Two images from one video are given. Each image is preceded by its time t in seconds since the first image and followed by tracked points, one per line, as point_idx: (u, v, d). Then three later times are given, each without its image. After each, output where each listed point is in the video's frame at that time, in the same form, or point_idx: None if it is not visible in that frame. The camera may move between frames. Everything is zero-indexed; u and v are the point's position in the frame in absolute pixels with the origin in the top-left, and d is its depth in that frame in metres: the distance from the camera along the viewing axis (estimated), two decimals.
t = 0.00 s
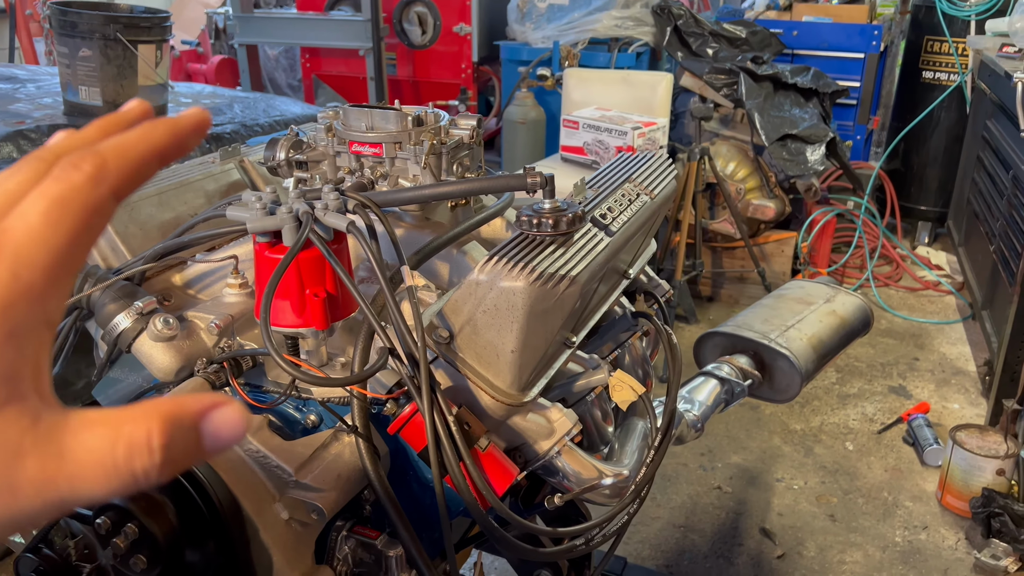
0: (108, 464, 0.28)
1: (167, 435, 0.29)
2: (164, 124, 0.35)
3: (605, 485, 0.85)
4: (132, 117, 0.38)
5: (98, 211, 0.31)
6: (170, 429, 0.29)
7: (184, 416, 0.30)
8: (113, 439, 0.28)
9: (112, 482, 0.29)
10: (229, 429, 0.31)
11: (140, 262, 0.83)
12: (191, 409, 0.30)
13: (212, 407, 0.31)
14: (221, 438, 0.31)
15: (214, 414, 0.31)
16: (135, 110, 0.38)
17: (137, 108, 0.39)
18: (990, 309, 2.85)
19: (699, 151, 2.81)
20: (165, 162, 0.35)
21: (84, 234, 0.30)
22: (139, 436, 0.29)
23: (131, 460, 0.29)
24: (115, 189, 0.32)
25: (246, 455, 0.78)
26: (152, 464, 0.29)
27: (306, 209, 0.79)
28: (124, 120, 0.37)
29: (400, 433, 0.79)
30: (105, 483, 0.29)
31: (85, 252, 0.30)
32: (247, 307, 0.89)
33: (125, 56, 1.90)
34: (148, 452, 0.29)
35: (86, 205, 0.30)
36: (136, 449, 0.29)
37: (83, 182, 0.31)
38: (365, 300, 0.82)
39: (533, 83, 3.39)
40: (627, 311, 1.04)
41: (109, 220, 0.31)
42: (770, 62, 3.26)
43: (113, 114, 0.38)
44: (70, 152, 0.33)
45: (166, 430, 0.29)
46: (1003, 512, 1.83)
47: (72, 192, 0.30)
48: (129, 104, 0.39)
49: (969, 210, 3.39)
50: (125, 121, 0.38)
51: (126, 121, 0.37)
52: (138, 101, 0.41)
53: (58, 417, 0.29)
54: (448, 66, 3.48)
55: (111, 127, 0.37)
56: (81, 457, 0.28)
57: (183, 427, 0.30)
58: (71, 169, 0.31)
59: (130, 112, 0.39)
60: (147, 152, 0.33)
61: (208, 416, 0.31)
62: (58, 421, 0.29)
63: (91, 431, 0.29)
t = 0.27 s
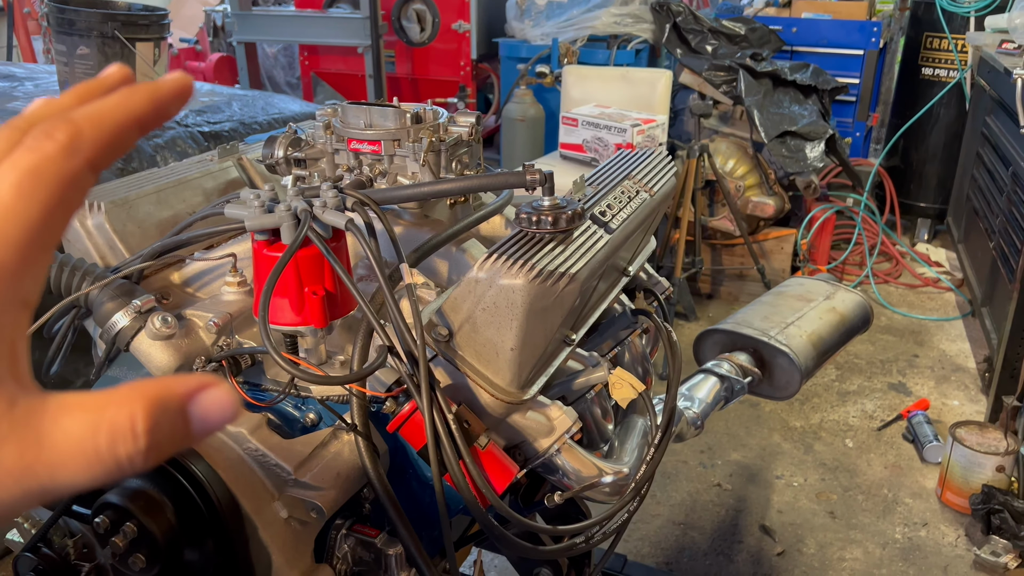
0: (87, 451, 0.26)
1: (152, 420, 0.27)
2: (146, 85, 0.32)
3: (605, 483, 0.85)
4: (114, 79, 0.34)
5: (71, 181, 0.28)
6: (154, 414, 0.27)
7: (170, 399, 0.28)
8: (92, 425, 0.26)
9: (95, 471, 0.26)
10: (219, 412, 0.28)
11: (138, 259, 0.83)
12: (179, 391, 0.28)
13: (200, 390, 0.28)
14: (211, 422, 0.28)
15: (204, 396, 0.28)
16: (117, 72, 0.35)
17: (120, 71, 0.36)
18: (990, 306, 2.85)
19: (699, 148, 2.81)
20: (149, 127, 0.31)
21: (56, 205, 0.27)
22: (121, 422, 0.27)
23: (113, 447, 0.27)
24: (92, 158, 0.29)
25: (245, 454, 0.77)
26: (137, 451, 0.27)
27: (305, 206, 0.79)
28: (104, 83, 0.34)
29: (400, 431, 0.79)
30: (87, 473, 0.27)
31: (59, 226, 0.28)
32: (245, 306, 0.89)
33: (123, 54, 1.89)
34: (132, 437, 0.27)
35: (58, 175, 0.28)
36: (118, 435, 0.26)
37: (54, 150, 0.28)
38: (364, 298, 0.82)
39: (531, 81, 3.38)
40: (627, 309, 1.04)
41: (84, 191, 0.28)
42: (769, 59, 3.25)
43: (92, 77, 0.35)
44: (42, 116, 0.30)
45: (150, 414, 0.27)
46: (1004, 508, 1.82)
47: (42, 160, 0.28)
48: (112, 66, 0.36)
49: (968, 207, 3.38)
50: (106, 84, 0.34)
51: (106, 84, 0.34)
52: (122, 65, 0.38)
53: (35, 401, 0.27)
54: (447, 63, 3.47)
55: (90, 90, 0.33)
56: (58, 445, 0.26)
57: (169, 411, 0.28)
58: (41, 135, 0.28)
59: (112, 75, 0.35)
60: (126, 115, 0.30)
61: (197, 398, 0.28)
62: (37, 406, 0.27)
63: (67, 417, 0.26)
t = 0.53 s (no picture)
0: (103, 459, 0.26)
1: (167, 426, 0.27)
2: (158, 77, 0.34)
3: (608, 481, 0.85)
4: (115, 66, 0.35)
5: (85, 172, 0.29)
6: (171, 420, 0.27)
7: (186, 404, 0.27)
8: (107, 433, 0.26)
9: (111, 479, 0.26)
10: (237, 416, 0.28)
11: (142, 258, 0.83)
12: (195, 396, 0.28)
13: (215, 394, 0.28)
14: (228, 425, 0.28)
15: (220, 401, 0.28)
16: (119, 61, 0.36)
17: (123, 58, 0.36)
18: (991, 303, 2.85)
19: (699, 146, 2.81)
20: (157, 115, 0.33)
21: (70, 199, 0.28)
22: (137, 429, 0.26)
23: (129, 455, 0.26)
24: (104, 147, 0.30)
25: (249, 452, 0.78)
26: (153, 458, 0.27)
27: (308, 205, 0.79)
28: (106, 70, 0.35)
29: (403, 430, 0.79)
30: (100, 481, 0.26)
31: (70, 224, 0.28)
32: (248, 304, 0.89)
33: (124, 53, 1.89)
34: (147, 445, 0.26)
35: (73, 165, 0.29)
36: (134, 442, 0.26)
37: (69, 140, 0.29)
38: (367, 296, 0.82)
39: (532, 79, 3.36)
40: (630, 308, 1.04)
41: (98, 182, 0.29)
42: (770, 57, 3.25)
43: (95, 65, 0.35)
44: (53, 103, 0.31)
45: (167, 420, 0.27)
46: (1005, 506, 1.83)
47: (56, 150, 0.28)
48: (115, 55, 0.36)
49: (969, 204, 3.38)
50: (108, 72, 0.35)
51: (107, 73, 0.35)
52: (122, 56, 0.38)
53: (46, 408, 0.27)
54: (447, 62, 3.48)
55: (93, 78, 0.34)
56: (71, 453, 0.26)
57: (186, 415, 0.27)
58: (53, 125, 0.29)
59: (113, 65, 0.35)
60: (139, 106, 0.32)
61: (214, 401, 0.28)
62: (48, 413, 0.27)
63: (81, 423, 0.26)
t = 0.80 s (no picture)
0: (64, 507, 0.25)
1: (131, 472, 0.26)
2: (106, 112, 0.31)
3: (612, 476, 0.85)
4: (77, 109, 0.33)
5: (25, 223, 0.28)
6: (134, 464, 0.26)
7: (152, 448, 0.26)
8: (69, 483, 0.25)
9: (78, 527, 0.26)
10: (204, 457, 0.27)
11: (146, 254, 0.83)
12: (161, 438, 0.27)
13: (184, 435, 0.27)
14: (198, 467, 0.27)
15: (190, 440, 0.27)
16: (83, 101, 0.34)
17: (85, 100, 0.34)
18: (993, 299, 2.85)
19: (700, 143, 2.81)
20: (115, 152, 0.30)
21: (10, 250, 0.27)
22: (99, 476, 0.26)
23: (94, 503, 0.26)
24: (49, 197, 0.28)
25: (254, 447, 0.78)
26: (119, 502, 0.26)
27: (312, 201, 0.79)
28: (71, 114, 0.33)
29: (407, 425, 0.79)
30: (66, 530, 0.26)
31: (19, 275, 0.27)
32: (252, 300, 0.89)
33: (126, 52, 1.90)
34: (113, 490, 0.26)
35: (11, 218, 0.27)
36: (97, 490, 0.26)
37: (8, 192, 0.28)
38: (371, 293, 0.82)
39: (533, 76, 3.37)
40: (632, 302, 1.05)
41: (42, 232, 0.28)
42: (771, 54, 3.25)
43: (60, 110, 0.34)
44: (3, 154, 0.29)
45: (132, 465, 0.26)
46: (1007, 502, 1.84)
47: None
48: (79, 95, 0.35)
49: (971, 201, 3.38)
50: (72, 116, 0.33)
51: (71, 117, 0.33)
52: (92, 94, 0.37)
53: (11, 461, 0.26)
54: (448, 60, 3.48)
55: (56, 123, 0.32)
56: (34, 507, 0.26)
57: (152, 459, 0.26)
58: None
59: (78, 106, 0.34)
60: (86, 145, 0.29)
61: (181, 443, 0.27)
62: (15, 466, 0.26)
63: (43, 476, 0.26)
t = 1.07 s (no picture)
0: (73, 539, 0.26)
1: (135, 503, 0.27)
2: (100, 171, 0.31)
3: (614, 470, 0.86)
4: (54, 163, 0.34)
5: (33, 273, 0.28)
6: (140, 496, 0.27)
7: (153, 480, 0.28)
8: (77, 514, 0.27)
9: (84, 559, 0.27)
10: (203, 488, 0.29)
11: (150, 253, 0.84)
12: (161, 470, 0.29)
13: (181, 469, 0.29)
14: (195, 498, 0.29)
15: (187, 475, 0.29)
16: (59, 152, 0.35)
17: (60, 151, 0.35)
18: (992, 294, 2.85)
19: (699, 140, 2.82)
20: (105, 209, 0.31)
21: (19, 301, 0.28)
22: (105, 505, 0.27)
23: (99, 532, 0.27)
24: (52, 249, 0.29)
25: (259, 444, 0.78)
26: (124, 535, 0.27)
27: (314, 199, 0.79)
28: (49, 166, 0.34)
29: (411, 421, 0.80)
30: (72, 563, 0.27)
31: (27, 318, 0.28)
32: (255, 298, 0.90)
33: (125, 53, 1.90)
34: (116, 520, 0.27)
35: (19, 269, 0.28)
36: (103, 518, 0.27)
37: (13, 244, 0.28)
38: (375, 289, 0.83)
39: (531, 74, 3.41)
40: (633, 297, 1.05)
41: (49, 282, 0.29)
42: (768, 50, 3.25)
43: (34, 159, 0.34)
44: None
45: (134, 498, 0.27)
46: (1008, 495, 1.84)
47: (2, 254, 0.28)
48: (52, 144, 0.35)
49: (969, 195, 3.38)
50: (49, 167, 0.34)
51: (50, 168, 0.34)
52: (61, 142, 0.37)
53: (15, 495, 0.27)
54: (446, 59, 3.48)
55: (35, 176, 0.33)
56: (42, 538, 0.27)
57: (153, 491, 0.28)
58: None
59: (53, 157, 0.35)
60: (85, 201, 0.30)
61: (179, 475, 0.29)
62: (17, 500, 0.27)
63: (50, 508, 0.27)
